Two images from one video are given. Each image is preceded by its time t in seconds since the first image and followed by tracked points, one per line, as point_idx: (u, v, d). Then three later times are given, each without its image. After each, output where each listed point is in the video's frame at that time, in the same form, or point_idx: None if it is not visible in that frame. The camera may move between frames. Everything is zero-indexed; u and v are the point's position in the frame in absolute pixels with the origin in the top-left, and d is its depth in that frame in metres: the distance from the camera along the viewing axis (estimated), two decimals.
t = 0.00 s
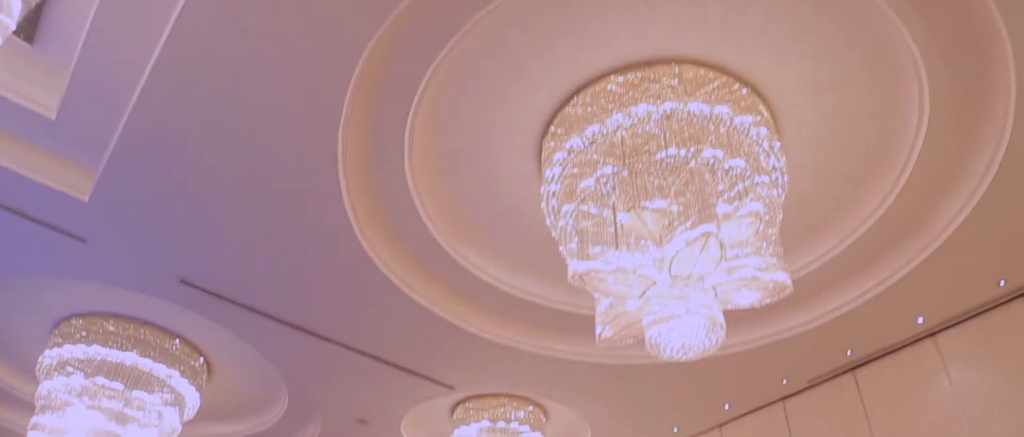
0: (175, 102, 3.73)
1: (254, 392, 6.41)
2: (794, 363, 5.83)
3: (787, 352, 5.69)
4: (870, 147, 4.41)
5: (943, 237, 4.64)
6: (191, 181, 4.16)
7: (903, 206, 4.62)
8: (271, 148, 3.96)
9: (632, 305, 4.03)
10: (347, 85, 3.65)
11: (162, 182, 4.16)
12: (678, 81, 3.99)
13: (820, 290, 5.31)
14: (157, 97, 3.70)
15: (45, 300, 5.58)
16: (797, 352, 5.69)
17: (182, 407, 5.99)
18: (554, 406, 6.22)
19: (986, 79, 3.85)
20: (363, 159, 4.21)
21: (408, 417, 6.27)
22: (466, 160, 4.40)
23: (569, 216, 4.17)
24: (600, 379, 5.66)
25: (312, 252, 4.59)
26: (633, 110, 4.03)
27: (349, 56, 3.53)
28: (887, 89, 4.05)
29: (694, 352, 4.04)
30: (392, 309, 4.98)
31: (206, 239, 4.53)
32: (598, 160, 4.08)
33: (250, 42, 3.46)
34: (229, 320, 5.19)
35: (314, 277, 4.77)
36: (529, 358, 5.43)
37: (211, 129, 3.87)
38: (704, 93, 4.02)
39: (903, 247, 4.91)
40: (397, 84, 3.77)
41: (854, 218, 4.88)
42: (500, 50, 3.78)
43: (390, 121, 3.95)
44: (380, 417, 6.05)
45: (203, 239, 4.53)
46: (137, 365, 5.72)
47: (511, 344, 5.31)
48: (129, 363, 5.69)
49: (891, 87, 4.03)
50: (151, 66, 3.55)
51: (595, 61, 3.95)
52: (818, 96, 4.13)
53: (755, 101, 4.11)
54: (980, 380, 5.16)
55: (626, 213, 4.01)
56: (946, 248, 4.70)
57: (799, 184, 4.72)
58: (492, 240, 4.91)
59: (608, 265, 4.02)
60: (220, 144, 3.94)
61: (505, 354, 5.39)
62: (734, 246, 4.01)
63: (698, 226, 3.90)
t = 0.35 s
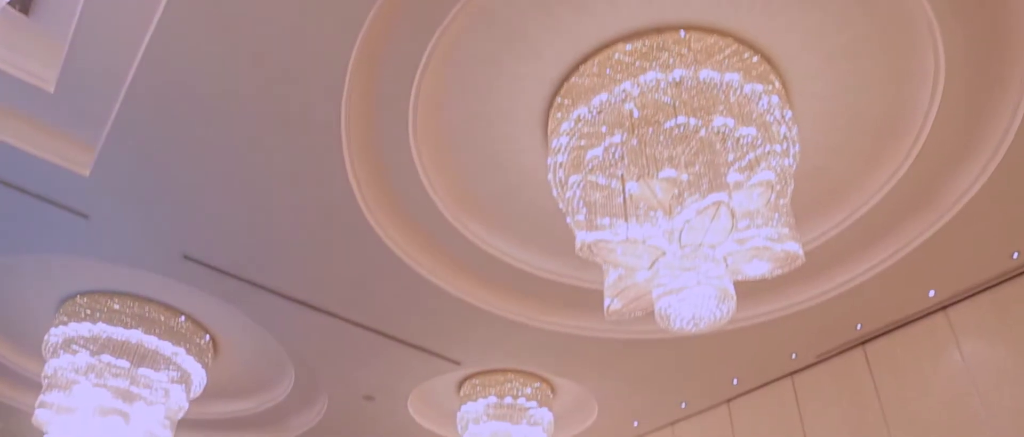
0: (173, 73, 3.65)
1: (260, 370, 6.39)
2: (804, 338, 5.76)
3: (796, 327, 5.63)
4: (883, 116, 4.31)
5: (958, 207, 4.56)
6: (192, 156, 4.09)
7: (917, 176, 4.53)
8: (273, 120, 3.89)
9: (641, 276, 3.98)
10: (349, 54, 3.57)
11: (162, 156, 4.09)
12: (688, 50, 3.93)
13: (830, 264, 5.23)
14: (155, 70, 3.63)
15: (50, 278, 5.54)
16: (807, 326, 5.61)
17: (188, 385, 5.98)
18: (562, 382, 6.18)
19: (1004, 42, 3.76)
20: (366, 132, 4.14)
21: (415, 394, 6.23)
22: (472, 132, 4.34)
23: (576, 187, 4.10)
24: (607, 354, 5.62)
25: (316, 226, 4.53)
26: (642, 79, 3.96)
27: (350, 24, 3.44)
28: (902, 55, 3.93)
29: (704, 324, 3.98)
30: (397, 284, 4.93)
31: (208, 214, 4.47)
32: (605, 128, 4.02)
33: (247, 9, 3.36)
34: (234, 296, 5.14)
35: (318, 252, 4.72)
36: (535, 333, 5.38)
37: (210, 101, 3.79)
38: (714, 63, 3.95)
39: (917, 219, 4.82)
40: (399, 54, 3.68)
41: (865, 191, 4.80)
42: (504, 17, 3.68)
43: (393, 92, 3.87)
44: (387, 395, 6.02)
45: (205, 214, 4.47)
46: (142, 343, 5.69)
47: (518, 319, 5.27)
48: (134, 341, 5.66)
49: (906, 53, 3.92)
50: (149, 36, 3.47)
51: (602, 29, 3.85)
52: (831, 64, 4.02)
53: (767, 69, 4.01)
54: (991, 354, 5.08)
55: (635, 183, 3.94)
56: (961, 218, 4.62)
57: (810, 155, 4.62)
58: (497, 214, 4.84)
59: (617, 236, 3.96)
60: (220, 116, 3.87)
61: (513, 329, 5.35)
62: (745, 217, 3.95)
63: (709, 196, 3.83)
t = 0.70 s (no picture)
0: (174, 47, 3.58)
1: (270, 348, 6.38)
2: (815, 311, 5.69)
3: (807, 300, 5.56)
4: (897, 85, 4.21)
5: (973, 177, 4.48)
6: (195, 131, 4.04)
7: (931, 145, 4.44)
8: (276, 92, 3.82)
9: (653, 247, 3.93)
10: (354, 27, 3.48)
11: (164, 130, 4.03)
12: (699, 18, 3.87)
13: (841, 237, 5.17)
14: (157, 45, 3.56)
15: (56, 257, 5.51)
16: (819, 299, 5.55)
17: (197, 363, 5.98)
18: (572, 357, 6.17)
19: None
20: (371, 105, 4.06)
21: (424, 370, 6.19)
22: (477, 104, 4.26)
23: (586, 158, 4.05)
24: (617, 328, 5.58)
25: (321, 201, 4.48)
26: (652, 46, 3.85)
27: None
28: (917, 22, 3.82)
29: (717, 294, 3.91)
30: (404, 258, 4.89)
31: (213, 189, 4.43)
32: (614, 97, 3.93)
33: None
34: (242, 273, 5.11)
35: (324, 227, 4.67)
36: (544, 307, 5.34)
37: (212, 74, 3.72)
38: (727, 31, 3.88)
39: (931, 189, 4.73)
40: (403, 25, 3.58)
41: (877, 162, 4.72)
42: None
43: (396, 64, 3.78)
44: (396, 372, 6.00)
45: (210, 189, 4.42)
46: (150, 322, 5.65)
47: (526, 294, 5.23)
48: (142, 319, 5.62)
49: (922, 19, 3.80)
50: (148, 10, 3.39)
51: None
52: (845, 32, 3.93)
53: (779, 38, 3.93)
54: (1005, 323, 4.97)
55: (647, 152, 3.84)
56: (976, 189, 4.52)
57: (823, 125, 4.54)
58: (505, 188, 4.78)
59: (628, 206, 3.93)
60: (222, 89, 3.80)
61: (523, 304, 5.31)
62: (758, 187, 3.87)
63: (722, 164, 3.73)
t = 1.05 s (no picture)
0: (176, 21, 3.49)
1: (281, 327, 6.37)
2: (831, 284, 5.60)
3: (823, 273, 5.46)
4: (916, 51, 4.08)
5: (994, 145, 4.35)
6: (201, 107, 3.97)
7: (951, 112, 4.31)
8: (280, 66, 3.74)
9: (666, 218, 3.89)
10: None
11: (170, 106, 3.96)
12: None
13: (859, 208, 5.05)
14: (157, 19, 3.47)
15: (65, 237, 5.50)
16: (835, 271, 5.44)
17: (210, 343, 5.96)
18: (584, 333, 6.12)
19: None
20: (378, 78, 3.97)
21: (435, 347, 6.16)
22: (485, 75, 4.16)
23: (598, 127, 3.97)
24: (629, 302, 5.53)
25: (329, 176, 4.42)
26: (666, 12, 3.74)
27: None
28: None
29: (733, 264, 3.85)
30: (414, 233, 4.83)
31: (220, 166, 4.37)
32: (627, 65, 3.83)
33: None
34: (252, 250, 5.07)
35: (332, 202, 4.62)
36: (556, 281, 5.29)
37: (215, 48, 3.64)
38: None
39: (951, 157, 4.62)
40: None
41: (895, 131, 4.60)
42: None
43: (402, 34, 3.68)
44: (408, 349, 5.97)
45: (217, 165, 4.36)
46: (161, 301, 5.65)
47: (537, 268, 5.17)
48: (153, 299, 5.62)
49: None
50: None
51: None
52: None
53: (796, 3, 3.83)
54: None
55: (660, 120, 3.77)
56: (997, 156, 4.40)
57: (839, 95, 4.42)
58: (515, 161, 4.71)
59: (642, 176, 3.84)
60: (226, 64, 3.72)
61: (535, 279, 5.26)
62: (775, 157, 3.80)
63: (737, 131, 3.62)
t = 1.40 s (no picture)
0: None
1: (295, 306, 6.35)
2: (850, 256, 5.51)
3: (841, 245, 5.38)
4: (938, 14, 3.93)
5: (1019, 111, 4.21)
6: (207, 82, 3.90)
7: (974, 78, 4.16)
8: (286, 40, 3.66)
9: (683, 188, 3.78)
10: None
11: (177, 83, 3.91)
12: None
13: (881, 176, 4.90)
14: None
15: (78, 218, 5.49)
16: (854, 243, 5.35)
17: (224, 322, 5.93)
18: (599, 309, 6.07)
19: None
20: (386, 51, 3.88)
21: (450, 325, 6.11)
22: (496, 46, 4.07)
23: (613, 97, 3.91)
24: (644, 276, 5.48)
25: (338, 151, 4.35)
26: None
27: None
28: None
29: (753, 234, 3.78)
30: (426, 209, 4.77)
31: (229, 143, 4.31)
32: (642, 33, 3.74)
33: None
34: (264, 228, 5.03)
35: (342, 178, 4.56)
36: (570, 256, 5.24)
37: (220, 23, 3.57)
38: None
39: (974, 125, 4.48)
40: None
41: (916, 99, 4.45)
42: None
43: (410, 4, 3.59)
44: (422, 327, 5.94)
45: (226, 143, 4.31)
46: (175, 281, 5.63)
47: (550, 243, 5.11)
48: (167, 279, 5.60)
49: None
50: None
51: None
52: None
53: None
54: None
55: (675, 88, 3.69)
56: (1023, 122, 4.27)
57: (857, 64, 4.28)
58: (527, 133, 4.63)
59: (660, 143, 3.74)
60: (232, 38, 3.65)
61: (549, 254, 5.21)
62: (797, 123, 3.68)
63: (757, 97, 3.52)
